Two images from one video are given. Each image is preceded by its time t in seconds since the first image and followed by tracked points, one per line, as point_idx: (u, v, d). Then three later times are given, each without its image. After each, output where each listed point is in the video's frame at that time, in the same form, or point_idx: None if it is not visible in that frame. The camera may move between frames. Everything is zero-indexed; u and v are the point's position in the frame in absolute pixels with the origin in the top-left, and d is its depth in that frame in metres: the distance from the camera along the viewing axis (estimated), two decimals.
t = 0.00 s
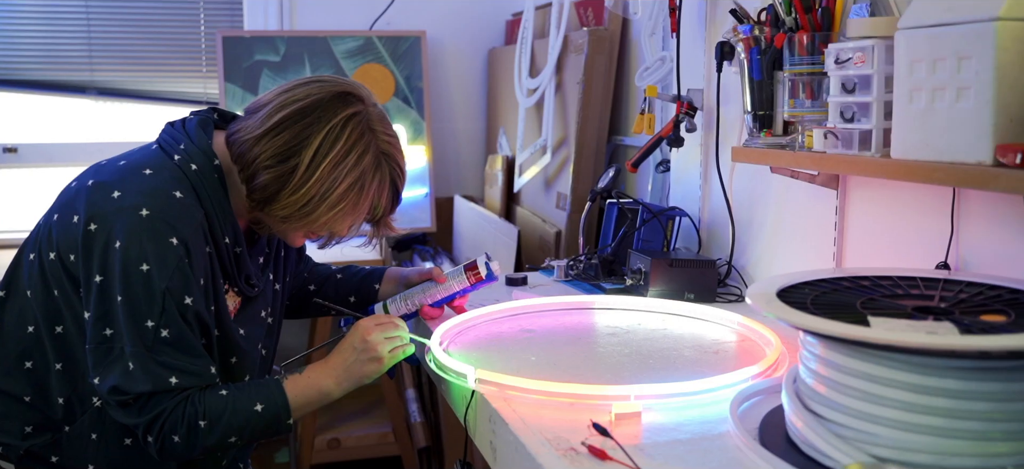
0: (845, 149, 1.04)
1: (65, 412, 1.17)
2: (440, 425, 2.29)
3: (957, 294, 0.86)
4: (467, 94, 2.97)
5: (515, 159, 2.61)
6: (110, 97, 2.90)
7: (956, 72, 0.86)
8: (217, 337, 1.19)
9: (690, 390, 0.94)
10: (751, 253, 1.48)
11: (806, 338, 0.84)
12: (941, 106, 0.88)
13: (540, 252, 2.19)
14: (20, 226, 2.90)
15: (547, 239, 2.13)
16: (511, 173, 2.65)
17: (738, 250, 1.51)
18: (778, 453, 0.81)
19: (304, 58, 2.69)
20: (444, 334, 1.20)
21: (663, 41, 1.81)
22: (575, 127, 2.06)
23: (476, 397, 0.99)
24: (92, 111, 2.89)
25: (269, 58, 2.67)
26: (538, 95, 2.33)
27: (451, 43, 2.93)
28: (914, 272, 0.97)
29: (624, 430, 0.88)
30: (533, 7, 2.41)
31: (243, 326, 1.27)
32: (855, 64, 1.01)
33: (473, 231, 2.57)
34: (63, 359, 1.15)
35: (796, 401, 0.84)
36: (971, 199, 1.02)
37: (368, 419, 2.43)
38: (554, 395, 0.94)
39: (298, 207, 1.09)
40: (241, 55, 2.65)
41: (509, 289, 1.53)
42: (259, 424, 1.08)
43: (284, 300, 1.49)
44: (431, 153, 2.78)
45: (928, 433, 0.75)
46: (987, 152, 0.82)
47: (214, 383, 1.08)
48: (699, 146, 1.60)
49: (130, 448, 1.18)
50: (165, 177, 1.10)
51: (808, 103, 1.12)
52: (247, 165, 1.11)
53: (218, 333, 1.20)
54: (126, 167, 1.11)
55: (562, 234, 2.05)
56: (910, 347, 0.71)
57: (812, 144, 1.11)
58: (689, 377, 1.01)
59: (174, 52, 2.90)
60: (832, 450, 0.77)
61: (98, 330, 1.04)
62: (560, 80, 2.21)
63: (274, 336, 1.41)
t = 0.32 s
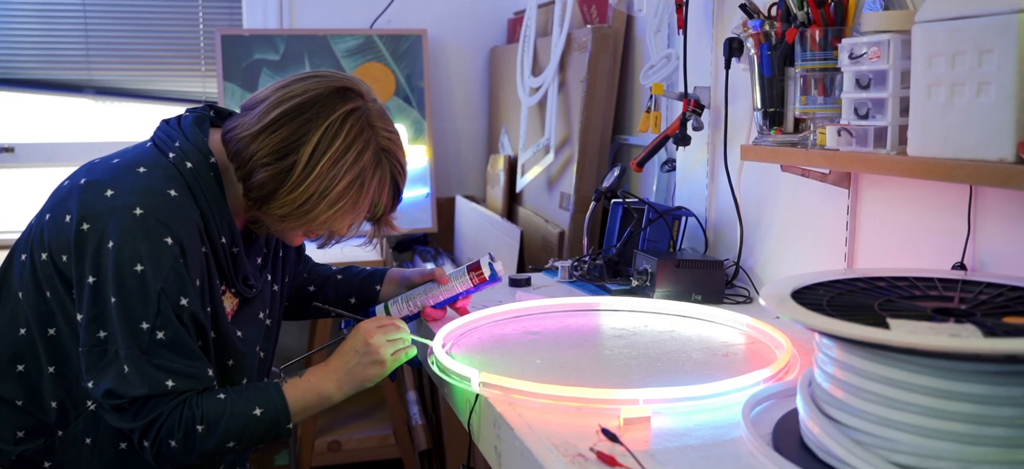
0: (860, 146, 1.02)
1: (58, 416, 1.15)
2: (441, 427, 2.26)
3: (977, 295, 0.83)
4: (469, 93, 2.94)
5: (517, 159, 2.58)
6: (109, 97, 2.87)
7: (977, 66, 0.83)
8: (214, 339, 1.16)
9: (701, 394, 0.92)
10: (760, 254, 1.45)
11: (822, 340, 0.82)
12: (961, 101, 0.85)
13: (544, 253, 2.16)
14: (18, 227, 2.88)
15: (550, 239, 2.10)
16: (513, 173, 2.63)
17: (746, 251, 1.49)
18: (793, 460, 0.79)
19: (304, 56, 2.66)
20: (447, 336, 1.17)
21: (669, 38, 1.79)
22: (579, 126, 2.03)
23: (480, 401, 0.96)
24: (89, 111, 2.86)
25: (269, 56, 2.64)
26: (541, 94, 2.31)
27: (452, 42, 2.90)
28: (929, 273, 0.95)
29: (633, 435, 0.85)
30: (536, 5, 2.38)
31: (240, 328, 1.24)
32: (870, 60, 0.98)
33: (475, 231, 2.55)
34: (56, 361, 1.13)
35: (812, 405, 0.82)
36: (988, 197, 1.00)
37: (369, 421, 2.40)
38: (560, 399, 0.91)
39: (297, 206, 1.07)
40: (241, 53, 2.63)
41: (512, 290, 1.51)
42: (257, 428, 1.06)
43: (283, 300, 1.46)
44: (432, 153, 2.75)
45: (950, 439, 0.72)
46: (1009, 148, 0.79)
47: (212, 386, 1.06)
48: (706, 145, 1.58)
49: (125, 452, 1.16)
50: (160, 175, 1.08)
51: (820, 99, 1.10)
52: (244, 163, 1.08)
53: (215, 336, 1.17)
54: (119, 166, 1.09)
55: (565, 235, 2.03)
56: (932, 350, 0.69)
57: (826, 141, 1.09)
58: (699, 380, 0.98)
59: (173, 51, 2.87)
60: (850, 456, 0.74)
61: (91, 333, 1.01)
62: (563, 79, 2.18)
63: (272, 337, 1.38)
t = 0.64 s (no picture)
0: (876, 143, 0.99)
1: (51, 420, 1.12)
2: (443, 429, 2.23)
3: (1001, 297, 0.80)
4: (471, 93, 2.92)
5: (519, 159, 2.55)
6: (109, 97, 2.84)
7: (1000, 59, 0.80)
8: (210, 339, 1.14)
9: (713, 399, 0.89)
10: (768, 255, 1.42)
11: (840, 344, 0.79)
12: (983, 96, 0.82)
13: (547, 254, 2.13)
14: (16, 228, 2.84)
15: (553, 239, 2.08)
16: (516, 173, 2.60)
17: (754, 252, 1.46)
18: (811, 468, 0.75)
19: (305, 55, 2.63)
20: (451, 339, 1.14)
21: (675, 35, 1.77)
22: (583, 125, 2.00)
23: (485, 406, 0.93)
24: (90, 111, 2.83)
25: (269, 56, 2.61)
26: (544, 93, 2.28)
27: (454, 41, 2.87)
28: (948, 273, 0.92)
29: (644, 442, 0.82)
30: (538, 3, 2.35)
31: (236, 327, 1.21)
32: (887, 54, 0.95)
33: (477, 232, 2.52)
34: (49, 364, 1.10)
35: (830, 410, 0.79)
36: (1009, 195, 0.97)
37: (370, 423, 2.37)
38: (568, 404, 0.88)
39: (293, 198, 1.04)
40: (241, 53, 2.60)
41: (516, 291, 1.48)
42: (253, 430, 1.03)
43: (280, 299, 1.43)
44: (433, 153, 2.72)
45: (977, 448, 0.69)
46: None
47: (206, 388, 1.03)
48: (713, 144, 1.55)
49: (120, 456, 1.13)
50: (151, 171, 1.05)
51: (834, 95, 1.07)
52: (237, 156, 1.05)
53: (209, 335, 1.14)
54: (109, 162, 1.06)
55: (569, 235, 2.01)
56: (959, 356, 0.66)
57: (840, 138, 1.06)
58: (710, 384, 0.95)
59: (174, 51, 2.84)
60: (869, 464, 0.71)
61: (83, 334, 0.98)
62: (566, 78, 2.15)
63: (269, 337, 1.35)
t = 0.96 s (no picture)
0: (894, 140, 0.96)
1: (38, 428, 1.09)
2: (446, 432, 2.20)
3: None
4: (473, 91, 2.89)
5: (522, 158, 2.52)
6: (110, 95, 2.80)
7: None
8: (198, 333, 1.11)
9: (728, 405, 0.86)
10: (777, 256, 1.39)
11: (860, 348, 0.76)
12: (1009, 91, 0.79)
13: (550, 254, 2.10)
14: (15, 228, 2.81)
15: (557, 239, 2.05)
16: (518, 172, 2.57)
17: (763, 253, 1.43)
18: None
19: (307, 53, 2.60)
20: (455, 342, 1.12)
21: (681, 32, 1.74)
22: (587, 123, 1.97)
23: (490, 412, 0.90)
24: (91, 110, 2.79)
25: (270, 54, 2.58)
26: (547, 91, 2.25)
27: (456, 39, 2.84)
28: (969, 275, 0.89)
29: (656, 450, 0.79)
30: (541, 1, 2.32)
31: (226, 322, 1.18)
32: (905, 48, 0.93)
33: (480, 231, 2.49)
34: (32, 367, 1.07)
35: (849, 417, 0.76)
36: None
37: (371, 425, 2.34)
38: (577, 411, 0.85)
39: (278, 178, 1.01)
40: (242, 51, 2.57)
41: (520, 293, 1.45)
42: (246, 426, 1.00)
43: (274, 296, 1.40)
44: (436, 152, 2.69)
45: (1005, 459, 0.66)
46: None
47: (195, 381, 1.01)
48: (720, 142, 1.52)
49: (110, 460, 1.10)
50: (131, 160, 1.03)
51: (849, 91, 1.05)
52: (218, 137, 1.03)
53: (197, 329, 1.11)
54: (87, 154, 1.04)
55: (573, 235, 1.98)
56: (989, 363, 0.63)
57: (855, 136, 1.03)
58: (723, 390, 0.92)
59: (174, 49, 2.81)
60: None
61: (66, 329, 0.96)
62: (569, 75, 2.12)
63: (262, 333, 1.32)
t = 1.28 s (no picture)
0: (913, 138, 0.93)
1: (33, 459, 1.07)
2: (449, 435, 2.17)
3: None
4: (475, 89, 2.86)
5: (525, 156, 2.50)
6: (108, 94, 2.76)
7: None
8: (191, 336, 1.08)
9: (745, 412, 0.83)
10: (787, 256, 1.35)
11: (883, 354, 0.73)
12: None
13: (554, 254, 2.07)
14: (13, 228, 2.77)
15: (561, 239, 2.02)
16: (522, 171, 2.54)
17: (773, 252, 1.39)
18: None
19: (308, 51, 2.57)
20: (460, 346, 1.09)
21: (688, 28, 1.71)
22: (592, 121, 1.94)
23: (497, 420, 0.88)
24: (91, 109, 2.76)
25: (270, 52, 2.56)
26: (551, 89, 2.22)
27: (458, 37, 2.81)
28: (991, 277, 0.86)
29: (670, 460, 0.76)
30: None
31: (224, 326, 1.14)
32: (925, 43, 0.90)
33: (482, 231, 2.46)
34: (22, 398, 1.05)
35: (873, 426, 0.73)
36: None
37: (373, 428, 2.31)
38: (587, 419, 0.83)
39: (263, 150, 0.99)
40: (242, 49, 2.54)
41: (526, 295, 1.42)
42: (243, 429, 0.98)
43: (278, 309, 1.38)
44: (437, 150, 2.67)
45: None
46: None
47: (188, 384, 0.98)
48: (729, 140, 1.49)
49: None
50: (110, 161, 1.00)
51: (864, 88, 1.02)
52: (196, 118, 1.01)
53: (188, 332, 1.08)
54: (66, 162, 1.02)
55: (577, 235, 1.95)
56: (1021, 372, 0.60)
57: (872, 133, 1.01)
58: (737, 397, 0.90)
59: (175, 47, 2.78)
60: None
61: (50, 339, 0.93)
62: (573, 73, 2.09)
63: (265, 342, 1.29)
